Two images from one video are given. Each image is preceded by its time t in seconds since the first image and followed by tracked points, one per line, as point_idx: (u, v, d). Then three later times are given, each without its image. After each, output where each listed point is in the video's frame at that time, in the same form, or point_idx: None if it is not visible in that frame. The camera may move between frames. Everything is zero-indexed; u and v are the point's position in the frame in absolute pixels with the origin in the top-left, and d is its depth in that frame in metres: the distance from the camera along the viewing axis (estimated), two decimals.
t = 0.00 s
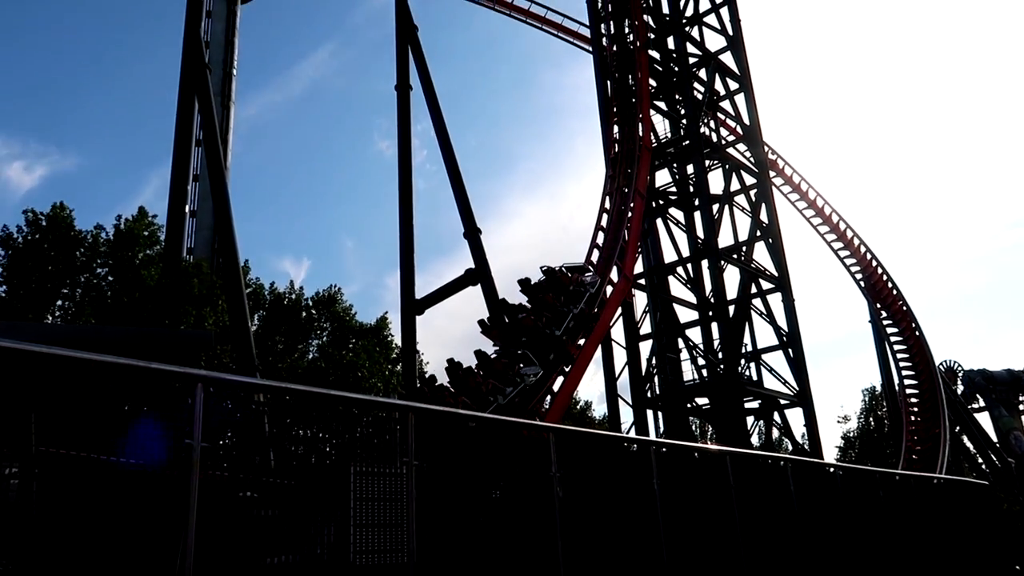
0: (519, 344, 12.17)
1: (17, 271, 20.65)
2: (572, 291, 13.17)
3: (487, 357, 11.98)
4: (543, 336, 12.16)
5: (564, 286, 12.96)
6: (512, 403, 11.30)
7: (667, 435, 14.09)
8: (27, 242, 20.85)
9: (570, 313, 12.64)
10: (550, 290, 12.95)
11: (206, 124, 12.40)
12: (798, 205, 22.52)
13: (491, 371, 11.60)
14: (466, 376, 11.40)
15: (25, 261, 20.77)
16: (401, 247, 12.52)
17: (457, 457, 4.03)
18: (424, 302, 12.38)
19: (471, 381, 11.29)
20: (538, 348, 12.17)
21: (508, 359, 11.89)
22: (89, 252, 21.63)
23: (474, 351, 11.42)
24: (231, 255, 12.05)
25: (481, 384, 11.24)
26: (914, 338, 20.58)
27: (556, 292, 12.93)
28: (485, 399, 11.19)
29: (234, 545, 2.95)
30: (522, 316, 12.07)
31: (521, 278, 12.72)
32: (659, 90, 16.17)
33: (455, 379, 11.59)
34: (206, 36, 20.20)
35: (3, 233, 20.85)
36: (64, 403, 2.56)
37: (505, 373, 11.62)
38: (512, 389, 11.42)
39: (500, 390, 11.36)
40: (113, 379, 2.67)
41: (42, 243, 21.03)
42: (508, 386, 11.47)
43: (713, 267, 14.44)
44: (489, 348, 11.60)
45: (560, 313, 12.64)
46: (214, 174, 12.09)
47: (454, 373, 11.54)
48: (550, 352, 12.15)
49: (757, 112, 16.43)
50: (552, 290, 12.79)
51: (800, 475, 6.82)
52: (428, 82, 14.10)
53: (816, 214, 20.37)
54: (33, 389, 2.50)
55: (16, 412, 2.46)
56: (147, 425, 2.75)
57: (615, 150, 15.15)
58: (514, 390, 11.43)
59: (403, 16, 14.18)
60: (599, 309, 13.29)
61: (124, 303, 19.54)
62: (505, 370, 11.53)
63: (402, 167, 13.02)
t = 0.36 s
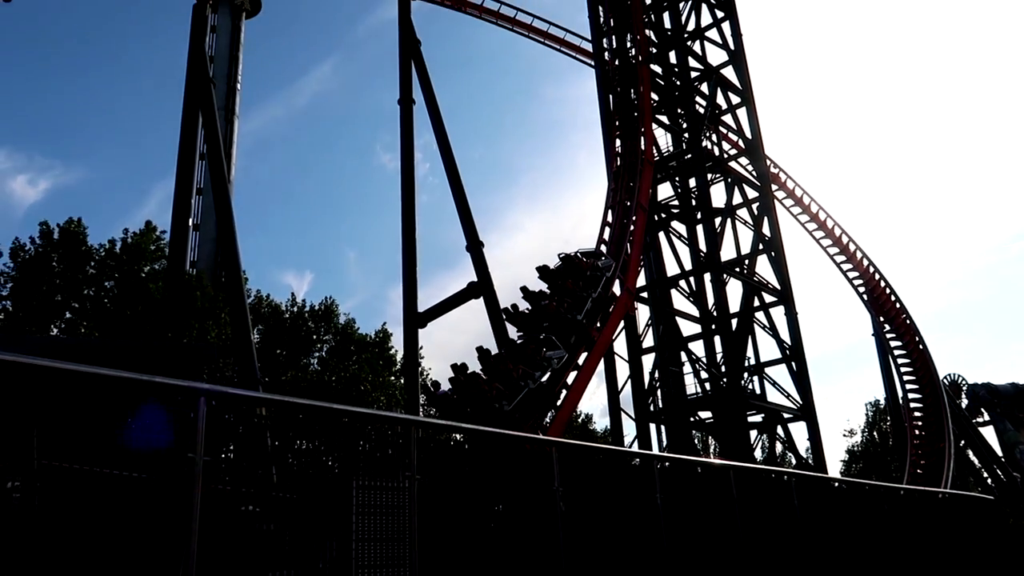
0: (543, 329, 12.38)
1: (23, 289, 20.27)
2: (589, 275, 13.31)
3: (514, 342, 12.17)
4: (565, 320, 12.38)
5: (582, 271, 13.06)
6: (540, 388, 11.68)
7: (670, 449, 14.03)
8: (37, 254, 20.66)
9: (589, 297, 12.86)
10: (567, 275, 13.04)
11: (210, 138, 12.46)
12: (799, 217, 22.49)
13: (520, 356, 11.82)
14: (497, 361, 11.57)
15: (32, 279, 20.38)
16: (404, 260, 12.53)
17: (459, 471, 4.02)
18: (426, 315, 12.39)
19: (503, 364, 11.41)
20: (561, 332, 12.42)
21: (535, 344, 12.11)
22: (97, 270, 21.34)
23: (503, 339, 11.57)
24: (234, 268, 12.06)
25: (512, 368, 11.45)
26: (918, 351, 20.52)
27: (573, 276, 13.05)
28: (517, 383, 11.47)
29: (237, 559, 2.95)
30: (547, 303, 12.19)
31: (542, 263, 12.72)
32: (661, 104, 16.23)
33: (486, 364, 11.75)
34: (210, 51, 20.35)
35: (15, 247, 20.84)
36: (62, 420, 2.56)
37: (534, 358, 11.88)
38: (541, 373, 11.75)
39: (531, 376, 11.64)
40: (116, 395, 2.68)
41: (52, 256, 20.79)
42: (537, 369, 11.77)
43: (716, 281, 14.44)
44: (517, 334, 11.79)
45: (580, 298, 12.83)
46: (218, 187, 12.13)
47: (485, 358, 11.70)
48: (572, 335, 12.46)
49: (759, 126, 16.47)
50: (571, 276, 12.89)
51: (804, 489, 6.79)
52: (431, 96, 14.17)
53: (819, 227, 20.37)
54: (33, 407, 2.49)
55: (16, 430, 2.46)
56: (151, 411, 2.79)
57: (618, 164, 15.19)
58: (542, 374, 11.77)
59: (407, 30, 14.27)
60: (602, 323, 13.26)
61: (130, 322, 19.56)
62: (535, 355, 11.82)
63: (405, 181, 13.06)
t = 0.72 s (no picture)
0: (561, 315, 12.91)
1: (29, 303, 20.28)
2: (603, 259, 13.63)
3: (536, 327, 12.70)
4: (582, 306, 12.80)
5: (596, 256, 13.33)
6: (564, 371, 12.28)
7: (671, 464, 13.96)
8: (42, 266, 20.65)
9: (604, 283, 13.31)
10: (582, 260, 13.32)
11: (213, 151, 12.50)
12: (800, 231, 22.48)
13: (543, 341, 12.40)
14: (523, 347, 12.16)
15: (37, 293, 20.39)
16: (404, 274, 12.55)
17: (460, 485, 4.01)
18: (427, 328, 12.38)
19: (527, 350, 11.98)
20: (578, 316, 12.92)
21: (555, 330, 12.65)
22: (102, 281, 21.24)
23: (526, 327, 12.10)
24: (235, 282, 12.07)
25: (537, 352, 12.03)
26: (919, 366, 20.48)
27: (588, 261, 13.29)
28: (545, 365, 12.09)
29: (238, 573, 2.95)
30: (564, 290, 12.61)
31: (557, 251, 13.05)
32: (662, 118, 16.27)
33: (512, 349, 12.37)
34: (213, 65, 20.46)
35: (20, 259, 20.85)
36: (60, 434, 2.57)
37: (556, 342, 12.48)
38: (564, 356, 12.34)
39: (554, 360, 12.23)
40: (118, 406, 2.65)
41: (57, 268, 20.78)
42: (560, 354, 12.37)
43: (717, 295, 14.44)
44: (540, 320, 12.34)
45: (595, 283, 13.28)
46: (219, 201, 12.16)
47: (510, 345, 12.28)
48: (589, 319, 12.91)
49: (760, 140, 16.51)
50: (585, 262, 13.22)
51: (805, 504, 6.76)
52: (432, 110, 14.24)
53: (820, 241, 20.38)
54: (31, 423, 2.49)
55: (16, 447, 2.47)
56: (156, 397, 2.70)
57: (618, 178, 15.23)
58: (565, 358, 12.36)
59: (409, 45, 14.36)
60: (603, 337, 13.24)
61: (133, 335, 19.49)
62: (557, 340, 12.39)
63: (407, 195, 13.10)
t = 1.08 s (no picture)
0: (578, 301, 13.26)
1: (32, 316, 20.16)
2: (613, 245, 14.00)
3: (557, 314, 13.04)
4: (598, 291, 13.18)
5: (607, 241, 13.83)
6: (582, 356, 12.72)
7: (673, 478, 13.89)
8: (46, 278, 20.65)
9: (616, 267, 13.68)
10: (593, 246, 13.77)
11: (216, 165, 12.55)
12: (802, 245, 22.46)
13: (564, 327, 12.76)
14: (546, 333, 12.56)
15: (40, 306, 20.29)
16: (406, 287, 12.56)
17: (461, 498, 4.00)
18: (428, 341, 12.38)
19: (552, 335, 12.36)
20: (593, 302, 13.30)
21: (573, 315, 13.05)
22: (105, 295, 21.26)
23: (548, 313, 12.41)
24: (237, 295, 12.08)
25: (560, 338, 12.43)
26: (922, 380, 20.43)
27: (599, 246, 13.75)
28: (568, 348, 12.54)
29: None
30: (580, 276, 12.96)
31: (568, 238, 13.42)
32: (663, 131, 16.32)
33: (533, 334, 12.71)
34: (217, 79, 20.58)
35: (23, 273, 20.82)
36: (58, 447, 2.57)
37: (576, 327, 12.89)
38: (583, 341, 12.80)
39: (574, 345, 12.68)
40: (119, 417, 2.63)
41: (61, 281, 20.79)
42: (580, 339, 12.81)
43: (719, 308, 14.42)
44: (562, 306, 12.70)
45: (608, 269, 13.67)
46: (222, 214, 12.20)
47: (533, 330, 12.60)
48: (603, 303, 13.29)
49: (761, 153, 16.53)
50: (597, 247, 13.65)
51: (808, 518, 6.72)
52: (434, 124, 14.29)
53: (822, 255, 20.37)
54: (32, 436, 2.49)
55: (15, 460, 2.47)
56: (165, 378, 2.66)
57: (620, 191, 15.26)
58: (584, 343, 12.84)
59: (411, 60, 14.44)
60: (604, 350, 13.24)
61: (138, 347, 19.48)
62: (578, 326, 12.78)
63: (409, 208, 13.13)
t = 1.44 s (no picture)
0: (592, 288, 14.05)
1: (36, 329, 20.20)
2: (623, 232, 14.94)
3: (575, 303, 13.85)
4: (611, 276, 13.93)
5: (617, 228, 14.78)
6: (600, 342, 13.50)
7: (677, 493, 13.82)
8: (49, 291, 20.65)
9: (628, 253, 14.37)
10: (604, 233, 14.78)
11: (220, 178, 12.60)
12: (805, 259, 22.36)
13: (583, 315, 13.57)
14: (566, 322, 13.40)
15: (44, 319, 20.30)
16: (409, 301, 12.56)
17: (462, 513, 3.98)
18: (431, 354, 12.37)
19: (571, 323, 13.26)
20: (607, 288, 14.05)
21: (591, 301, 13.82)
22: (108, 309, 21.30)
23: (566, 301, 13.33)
24: (240, 308, 12.09)
25: (578, 325, 13.30)
26: (927, 395, 20.32)
27: (610, 232, 14.74)
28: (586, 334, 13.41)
29: None
30: (595, 262, 13.88)
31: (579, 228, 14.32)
32: (666, 146, 16.36)
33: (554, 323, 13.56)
34: (222, 93, 20.70)
35: (26, 287, 20.85)
36: (57, 462, 2.56)
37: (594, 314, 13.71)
38: (601, 327, 13.63)
39: (592, 331, 13.51)
40: (119, 430, 2.62)
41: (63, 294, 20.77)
42: (598, 325, 13.61)
43: (723, 323, 14.40)
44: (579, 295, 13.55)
45: (620, 255, 14.45)
46: (226, 227, 12.23)
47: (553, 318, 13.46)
48: (617, 289, 13.91)
49: (764, 169, 16.54)
50: (608, 234, 14.60)
51: (813, 535, 6.67)
52: (438, 139, 14.36)
53: (826, 270, 20.35)
54: (31, 451, 2.49)
55: (14, 476, 2.46)
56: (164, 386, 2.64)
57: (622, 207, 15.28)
58: (602, 328, 13.64)
59: (415, 75, 14.53)
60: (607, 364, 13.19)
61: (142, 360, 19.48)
62: (596, 314, 13.58)
63: (412, 222, 13.17)
